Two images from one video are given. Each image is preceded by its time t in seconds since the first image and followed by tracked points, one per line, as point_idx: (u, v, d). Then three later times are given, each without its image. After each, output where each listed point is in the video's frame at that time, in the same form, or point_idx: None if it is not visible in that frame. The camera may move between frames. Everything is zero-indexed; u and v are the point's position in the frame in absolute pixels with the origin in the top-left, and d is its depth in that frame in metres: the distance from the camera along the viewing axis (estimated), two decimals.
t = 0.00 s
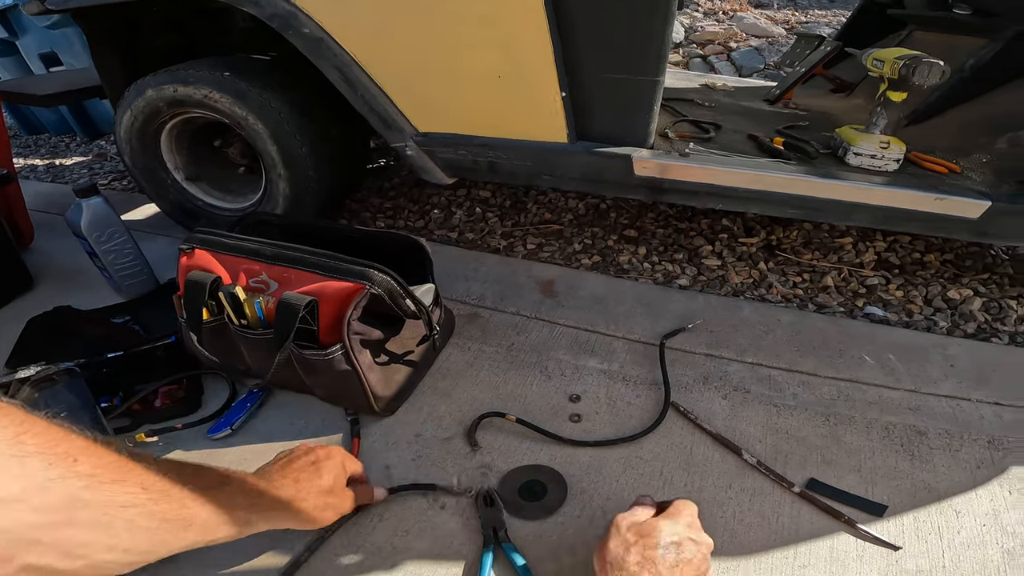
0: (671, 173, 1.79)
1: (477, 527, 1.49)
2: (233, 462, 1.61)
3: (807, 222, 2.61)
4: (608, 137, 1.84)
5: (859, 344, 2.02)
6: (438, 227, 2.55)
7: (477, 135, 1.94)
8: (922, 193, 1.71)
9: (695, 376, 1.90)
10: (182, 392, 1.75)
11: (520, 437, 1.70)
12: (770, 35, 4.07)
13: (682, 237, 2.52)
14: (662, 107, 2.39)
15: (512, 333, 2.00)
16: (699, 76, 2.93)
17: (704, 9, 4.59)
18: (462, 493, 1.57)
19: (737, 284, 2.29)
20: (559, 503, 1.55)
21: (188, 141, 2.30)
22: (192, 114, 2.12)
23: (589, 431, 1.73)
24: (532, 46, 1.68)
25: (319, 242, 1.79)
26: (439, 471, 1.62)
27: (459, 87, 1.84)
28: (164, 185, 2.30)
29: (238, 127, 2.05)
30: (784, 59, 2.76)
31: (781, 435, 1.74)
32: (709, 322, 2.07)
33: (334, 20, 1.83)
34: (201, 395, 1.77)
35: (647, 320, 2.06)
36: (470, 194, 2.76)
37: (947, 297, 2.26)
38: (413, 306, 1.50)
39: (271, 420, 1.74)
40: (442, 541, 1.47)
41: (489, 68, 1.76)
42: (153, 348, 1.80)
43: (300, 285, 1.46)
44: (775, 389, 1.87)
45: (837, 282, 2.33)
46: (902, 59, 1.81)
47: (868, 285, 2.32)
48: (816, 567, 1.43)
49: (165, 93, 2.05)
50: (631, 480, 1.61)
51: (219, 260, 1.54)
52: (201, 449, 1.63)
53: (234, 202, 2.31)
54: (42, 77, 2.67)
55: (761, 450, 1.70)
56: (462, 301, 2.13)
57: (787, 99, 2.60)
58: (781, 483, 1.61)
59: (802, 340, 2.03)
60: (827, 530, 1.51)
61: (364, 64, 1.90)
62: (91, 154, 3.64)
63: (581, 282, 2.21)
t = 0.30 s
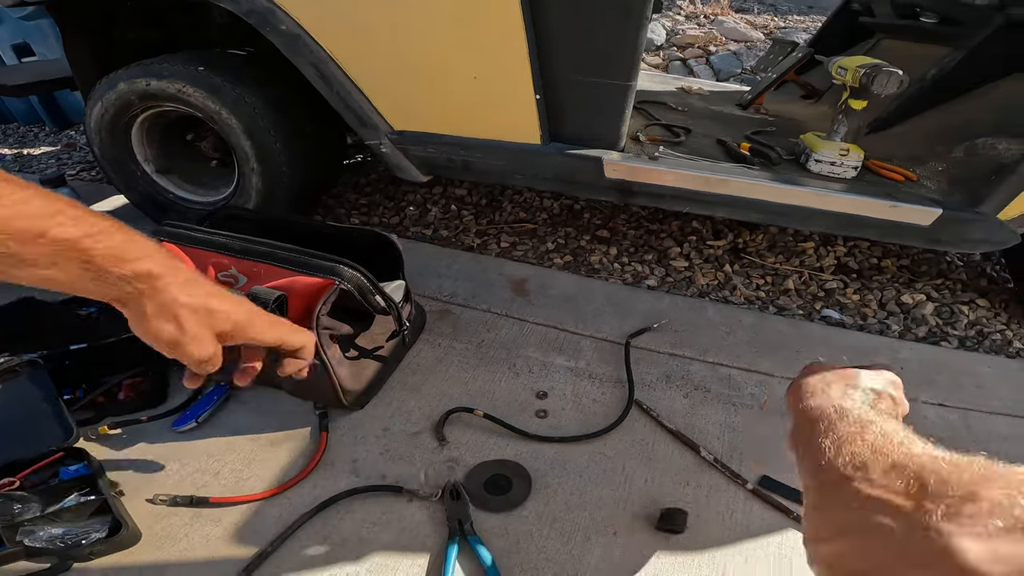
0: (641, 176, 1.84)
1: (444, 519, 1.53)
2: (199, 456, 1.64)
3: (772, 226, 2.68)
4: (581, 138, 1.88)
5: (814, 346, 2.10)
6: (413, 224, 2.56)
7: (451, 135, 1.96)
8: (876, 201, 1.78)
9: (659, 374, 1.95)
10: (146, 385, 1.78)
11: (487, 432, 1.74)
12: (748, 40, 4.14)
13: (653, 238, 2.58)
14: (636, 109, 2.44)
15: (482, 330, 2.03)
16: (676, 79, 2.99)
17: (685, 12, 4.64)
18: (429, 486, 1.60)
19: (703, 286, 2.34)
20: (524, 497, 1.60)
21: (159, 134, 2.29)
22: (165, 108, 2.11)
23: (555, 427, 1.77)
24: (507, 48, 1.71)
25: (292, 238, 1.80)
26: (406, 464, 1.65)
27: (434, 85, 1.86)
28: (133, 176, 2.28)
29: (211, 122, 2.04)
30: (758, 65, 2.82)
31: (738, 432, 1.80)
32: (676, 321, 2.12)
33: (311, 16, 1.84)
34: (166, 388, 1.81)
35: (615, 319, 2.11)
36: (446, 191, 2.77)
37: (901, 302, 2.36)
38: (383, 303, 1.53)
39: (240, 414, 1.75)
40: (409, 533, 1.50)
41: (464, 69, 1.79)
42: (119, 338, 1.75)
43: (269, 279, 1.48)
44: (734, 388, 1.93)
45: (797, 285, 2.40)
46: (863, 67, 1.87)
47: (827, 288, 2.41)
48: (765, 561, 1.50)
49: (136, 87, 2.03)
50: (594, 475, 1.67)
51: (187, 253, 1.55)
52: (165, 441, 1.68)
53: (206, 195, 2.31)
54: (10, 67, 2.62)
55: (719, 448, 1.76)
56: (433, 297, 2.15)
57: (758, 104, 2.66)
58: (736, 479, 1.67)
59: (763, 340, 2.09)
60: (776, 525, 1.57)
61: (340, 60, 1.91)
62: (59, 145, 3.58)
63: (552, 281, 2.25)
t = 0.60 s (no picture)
0: (620, 181, 1.77)
1: (393, 534, 1.45)
2: (127, 461, 1.53)
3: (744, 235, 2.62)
4: (556, 138, 1.82)
5: (781, 360, 2.06)
6: (379, 221, 2.47)
7: (422, 131, 1.87)
8: (852, 216, 1.76)
9: (625, 387, 1.88)
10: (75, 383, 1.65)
11: (443, 443, 1.66)
12: (730, 48, 4.10)
13: (625, 244, 2.52)
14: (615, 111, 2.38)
15: (444, 335, 1.95)
16: (657, 82, 2.94)
17: (671, 17, 4.59)
18: (379, 499, 1.52)
19: (673, 295, 2.28)
20: (479, 512, 1.53)
21: (109, 120, 2.16)
22: (117, 95, 1.98)
23: (515, 440, 1.71)
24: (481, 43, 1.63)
25: (245, 236, 1.69)
26: (355, 475, 1.56)
27: (401, 76, 1.76)
28: (79, 165, 2.14)
29: (164, 110, 1.92)
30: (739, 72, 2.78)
31: (702, 448, 1.75)
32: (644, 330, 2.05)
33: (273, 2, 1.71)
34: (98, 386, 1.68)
35: (581, 328, 2.04)
36: (417, 188, 2.68)
37: (866, 316, 2.35)
38: (334, 306, 1.45)
39: (178, 416, 1.64)
40: (355, 547, 1.42)
41: (436, 63, 1.70)
42: (49, 335, 1.66)
43: (209, 276, 1.38)
44: (700, 402, 1.87)
45: (767, 297, 2.36)
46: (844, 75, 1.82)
47: (795, 300, 2.37)
48: None
49: (85, 72, 1.90)
50: (552, 491, 1.60)
51: (123, 247, 1.44)
52: (93, 445, 1.55)
53: (157, 185, 2.19)
54: None
55: (681, 464, 1.71)
56: (395, 299, 2.07)
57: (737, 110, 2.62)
58: (696, 496, 1.62)
59: (733, 352, 2.04)
60: (735, 545, 1.53)
61: (305, 49, 1.79)
62: (15, 129, 3.40)
63: (520, 285, 2.18)
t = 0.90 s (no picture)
0: (658, 174, 1.62)
1: (421, 558, 1.29)
2: (122, 467, 1.37)
3: (782, 239, 2.41)
4: (599, 128, 1.65)
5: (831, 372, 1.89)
6: (400, 212, 2.34)
7: (458, 114, 1.71)
8: (919, 221, 1.60)
9: (668, 398, 1.72)
10: (69, 378, 1.50)
11: (474, 456, 1.50)
12: (769, 40, 3.89)
13: (658, 246, 2.33)
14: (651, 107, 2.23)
15: (473, 337, 1.79)
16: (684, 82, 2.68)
17: (699, 15, 4.42)
18: (405, 517, 1.37)
19: (712, 300, 2.10)
20: (515, 532, 1.38)
21: (124, 99, 1.97)
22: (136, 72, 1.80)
23: (552, 453, 1.55)
24: (536, 20, 1.46)
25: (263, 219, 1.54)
26: (377, 490, 1.41)
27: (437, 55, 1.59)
28: (89, 145, 1.96)
29: (184, 88, 1.74)
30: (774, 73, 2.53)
31: (754, 465, 1.60)
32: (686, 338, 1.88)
33: None
34: (96, 382, 1.52)
35: (618, 333, 1.88)
36: (438, 180, 2.54)
37: (914, 328, 2.17)
38: (362, 301, 1.28)
39: (181, 419, 1.48)
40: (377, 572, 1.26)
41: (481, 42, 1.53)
42: (41, 325, 1.49)
43: (224, 264, 1.22)
44: (750, 416, 1.71)
45: (810, 305, 2.16)
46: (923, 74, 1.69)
47: (839, 310, 2.18)
48: None
49: (103, 47, 1.73)
50: (594, 511, 1.44)
51: (128, 228, 1.28)
52: (85, 449, 1.40)
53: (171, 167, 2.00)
54: None
55: (734, 482, 1.56)
56: (419, 297, 1.91)
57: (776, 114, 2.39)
58: (752, 517, 1.47)
59: (782, 363, 1.87)
60: None
61: (340, 24, 1.62)
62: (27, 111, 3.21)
63: (551, 286, 2.00)
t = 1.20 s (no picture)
0: (724, 165, 1.50)
1: (479, 562, 1.21)
2: (165, 456, 1.30)
3: (837, 242, 2.17)
4: (661, 117, 1.54)
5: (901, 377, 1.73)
6: (441, 201, 2.29)
7: (514, 99, 1.64)
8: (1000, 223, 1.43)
9: (729, 399, 1.63)
10: (109, 361, 1.42)
11: (531, 454, 1.42)
12: (818, 40, 3.77)
13: (707, 244, 2.14)
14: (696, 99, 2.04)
15: (523, 330, 1.71)
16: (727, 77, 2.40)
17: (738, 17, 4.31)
18: (459, 518, 1.28)
19: (767, 300, 1.93)
20: (576, 535, 1.28)
21: (174, 79, 1.95)
22: (190, 49, 1.79)
23: (611, 452, 1.46)
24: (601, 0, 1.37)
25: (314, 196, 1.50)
26: (431, 488, 1.33)
27: (494, 36, 1.53)
28: (137, 122, 1.92)
29: (237, 66, 1.74)
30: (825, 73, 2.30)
31: (825, 470, 1.49)
32: (746, 338, 1.77)
33: None
34: (135, 366, 1.45)
35: (675, 330, 1.77)
36: (478, 171, 2.48)
37: (978, 336, 1.92)
38: (423, 284, 1.20)
39: (224, 406, 1.41)
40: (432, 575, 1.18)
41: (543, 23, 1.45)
42: (82, 302, 1.44)
43: (281, 240, 1.17)
44: (818, 420, 1.60)
45: (868, 309, 1.96)
46: (1009, 74, 1.67)
47: (898, 315, 1.96)
48: None
49: (160, 22, 1.71)
50: (658, 514, 1.35)
51: (183, 200, 1.25)
52: (123, 435, 1.33)
53: (217, 148, 1.94)
54: None
55: (804, 487, 1.45)
56: (466, 287, 1.84)
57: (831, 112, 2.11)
58: (827, 527, 1.36)
59: (849, 366, 1.74)
60: None
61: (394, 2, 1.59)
62: (67, 97, 3.21)
63: (601, 280, 1.90)
